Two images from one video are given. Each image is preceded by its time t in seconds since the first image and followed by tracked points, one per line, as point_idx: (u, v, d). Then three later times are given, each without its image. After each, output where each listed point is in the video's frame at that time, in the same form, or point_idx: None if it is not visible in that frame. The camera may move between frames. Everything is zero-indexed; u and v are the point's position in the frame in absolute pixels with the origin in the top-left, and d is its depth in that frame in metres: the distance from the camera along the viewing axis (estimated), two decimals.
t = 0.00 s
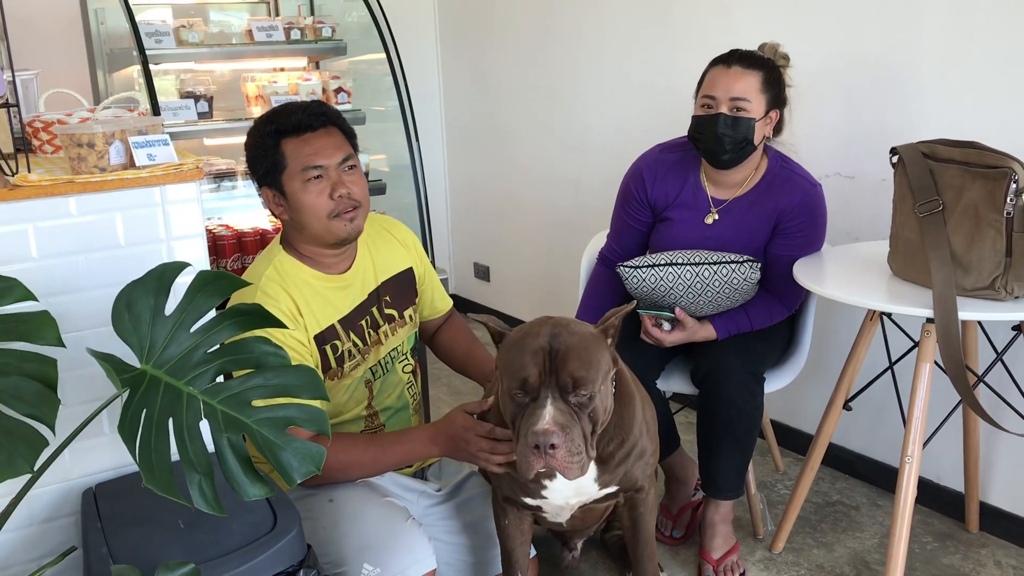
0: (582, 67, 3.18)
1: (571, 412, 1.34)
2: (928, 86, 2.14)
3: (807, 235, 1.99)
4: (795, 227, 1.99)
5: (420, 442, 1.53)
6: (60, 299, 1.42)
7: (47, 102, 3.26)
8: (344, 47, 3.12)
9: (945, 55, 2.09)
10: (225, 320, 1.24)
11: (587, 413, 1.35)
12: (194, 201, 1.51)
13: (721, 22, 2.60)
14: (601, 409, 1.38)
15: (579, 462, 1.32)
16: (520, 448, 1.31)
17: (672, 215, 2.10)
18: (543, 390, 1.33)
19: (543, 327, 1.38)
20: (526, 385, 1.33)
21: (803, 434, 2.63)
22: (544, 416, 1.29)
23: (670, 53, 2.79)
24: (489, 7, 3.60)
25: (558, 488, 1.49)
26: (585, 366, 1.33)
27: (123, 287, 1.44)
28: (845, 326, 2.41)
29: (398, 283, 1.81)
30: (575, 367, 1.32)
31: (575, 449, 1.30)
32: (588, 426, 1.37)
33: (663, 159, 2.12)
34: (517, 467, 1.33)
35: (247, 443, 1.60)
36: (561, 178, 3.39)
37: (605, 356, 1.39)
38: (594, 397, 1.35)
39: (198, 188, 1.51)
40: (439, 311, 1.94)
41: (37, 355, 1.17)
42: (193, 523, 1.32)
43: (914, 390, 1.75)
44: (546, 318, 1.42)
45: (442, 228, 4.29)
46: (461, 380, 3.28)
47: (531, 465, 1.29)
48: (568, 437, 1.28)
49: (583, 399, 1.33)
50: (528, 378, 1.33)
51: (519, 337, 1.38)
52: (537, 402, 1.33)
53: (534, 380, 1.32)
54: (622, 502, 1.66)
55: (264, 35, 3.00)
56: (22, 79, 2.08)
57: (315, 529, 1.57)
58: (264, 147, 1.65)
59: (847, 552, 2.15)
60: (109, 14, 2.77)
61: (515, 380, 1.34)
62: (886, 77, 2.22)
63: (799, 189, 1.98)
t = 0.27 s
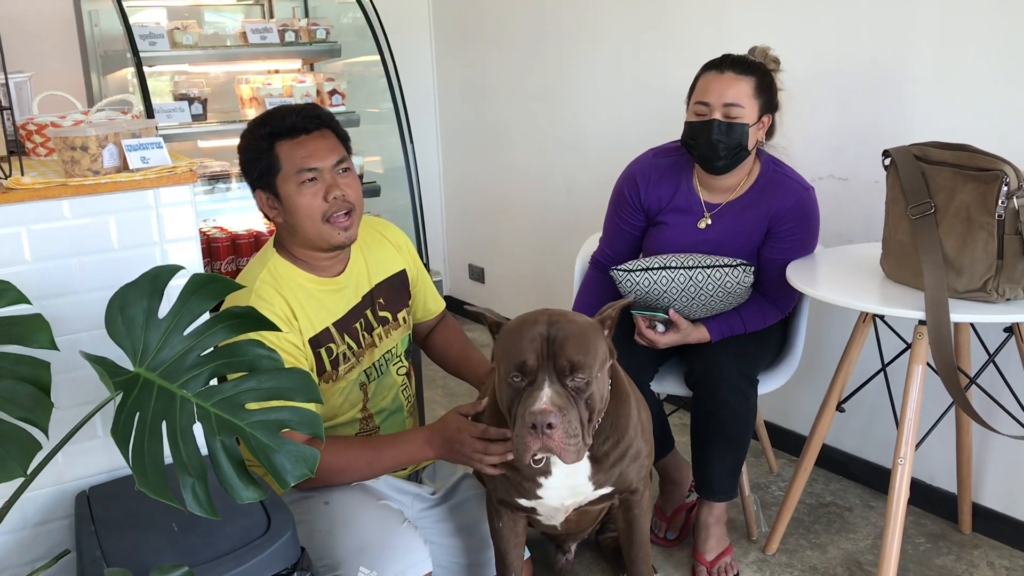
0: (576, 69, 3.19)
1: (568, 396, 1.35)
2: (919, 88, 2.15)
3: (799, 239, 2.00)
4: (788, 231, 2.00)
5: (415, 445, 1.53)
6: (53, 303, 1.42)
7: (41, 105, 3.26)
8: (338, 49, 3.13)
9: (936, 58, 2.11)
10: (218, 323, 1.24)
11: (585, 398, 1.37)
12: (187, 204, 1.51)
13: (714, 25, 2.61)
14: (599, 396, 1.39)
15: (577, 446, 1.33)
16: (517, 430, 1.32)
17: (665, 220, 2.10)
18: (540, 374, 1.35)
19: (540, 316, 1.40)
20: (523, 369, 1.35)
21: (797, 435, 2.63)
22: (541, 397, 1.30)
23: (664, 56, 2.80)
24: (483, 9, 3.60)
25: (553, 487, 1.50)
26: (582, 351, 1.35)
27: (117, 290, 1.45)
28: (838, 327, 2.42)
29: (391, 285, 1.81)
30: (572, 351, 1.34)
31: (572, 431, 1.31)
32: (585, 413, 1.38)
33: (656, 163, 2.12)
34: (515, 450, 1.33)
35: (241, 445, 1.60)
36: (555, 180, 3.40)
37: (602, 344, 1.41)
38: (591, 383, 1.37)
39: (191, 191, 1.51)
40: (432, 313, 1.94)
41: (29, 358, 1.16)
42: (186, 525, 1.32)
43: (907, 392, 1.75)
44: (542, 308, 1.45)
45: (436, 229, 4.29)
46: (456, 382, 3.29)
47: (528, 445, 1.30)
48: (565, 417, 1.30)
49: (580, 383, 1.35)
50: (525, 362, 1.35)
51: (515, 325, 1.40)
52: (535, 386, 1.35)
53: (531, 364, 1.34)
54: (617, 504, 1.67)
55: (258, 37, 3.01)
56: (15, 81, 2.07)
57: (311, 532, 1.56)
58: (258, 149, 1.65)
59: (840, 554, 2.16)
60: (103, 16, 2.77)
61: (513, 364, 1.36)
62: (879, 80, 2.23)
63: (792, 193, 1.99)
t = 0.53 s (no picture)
0: (571, 73, 3.19)
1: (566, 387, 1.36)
2: (913, 94, 2.16)
3: (794, 244, 2.01)
4: (783, 236, 2.01)
5: (411, 449, 1.53)
6: (48, 309, 1.42)
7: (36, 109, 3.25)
8: (333, 54, 3.13)
9: (930, 64, 2.12)
10: (214, 329, 1.24)
11: (583, 390, 1.37)
12: (183, 210, 1.51)
13: (709, 30, 2.62)
14: (597, 388, 1.40)
15: (575, 436, 1.34)
16: (516, 421, 1.34)
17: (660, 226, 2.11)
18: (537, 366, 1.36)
19: (537, 311, 1.42)
20: (519, 361, 1.36)
21: (792, 439, 2.64)
22: (538, 386, 1.31)
23: (659, 60, 2.81)
24: (479, 13, 3.61)
25: (550, 490, 1.50)
26: (579, 342, 1.36)
27: (112, 296, 1.44)
28: (832, 332, 2.43)
29: (385, 288, 1.81)
30: (568, 342, 1.36)
31: (569, 420, 1.32)
32: (584, 405, 1.38)
33: (651, 169, 2.13)
34: (514, 440, 1.35)
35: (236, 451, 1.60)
36: (551, 184, 3.40)
37: (600, 338, 1.42)
38: (589, 374, 1.38)
39: (187, 196, 1.51)
40: (425, 316, 1.95)
41: (23, 364, 1.16)
42: (181, 531, 1.32)
43: (901, 396, 1.76)
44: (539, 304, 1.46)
45: (432, 233, 4.29)
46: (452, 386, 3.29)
47: (527, 434, 1.31)
48: (562, 405, 1.31)
49: (577, 374, 1.36)
50: (522, 354, 1.36)
51: (513, 319, 1.42)
52: (532, 378, 1.36)
53: (527, 355, 1.35)
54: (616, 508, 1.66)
55: (254, 42, 2.99)
56: (10, 86, 2.07)
57: (305, 539, 1.56)
58: (265, 152, 1.63)
59: (836, 557, 2.16)
60: (99, 20, 2.77)
61: (510, 356, 1.37)
62: (873, 85, 2.24)
63: (786, 199, 2.00)
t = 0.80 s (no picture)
0: (570, 78, 3.20)
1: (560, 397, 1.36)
2: (910, 100, 2.17)
3: (792, 250, 2.01)
4: (781, 241, 2.01)
5: (409, 455, 1.54)
6: (47, 315, 1.42)
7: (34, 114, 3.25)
8: (332, 59, 3.14)
9: (927, 69, 2.12)
10: (212, 335, 1.24)
11: (577, 400, 1.37)
12: (181, 216, 1.51)
13: (707, 35, 2.62)
14: (593, 399, 1.39)
15: (567, 446, 1.33)
16: (507, 430, 1.34)
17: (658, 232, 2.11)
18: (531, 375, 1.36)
19: (534, 320, 1.42)
20: (513, 369, 1.36)
21: (791, 443, 2.64)
22: (530, 395, 1.31)
23: (657, 65, 2.81)
24: (477, 18, 3.62)
25: (551, 498, 1.50)
26: (573, 352, 1.36)
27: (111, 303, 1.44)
28: (831, 337, 2.43)
29: (380, 292, 1.82)
30: (563, 351, 1.35)
31: (561, 430, 1.31)
32: (579, 415, 1.38)
33: (648, 174, 2.13)
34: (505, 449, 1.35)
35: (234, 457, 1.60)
36: (549, 188, 3.40)
37: (596, 348, 1.41)
38: (583, 385, 1.37)
39: (185, 203, 1.51)
40: (421, 321, 1.95)
41: (22, 371, 1.16)
42: (180, 538, 1.32)
43: (899, 402, 1.76)
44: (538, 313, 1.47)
45: (431, 237, 4.29)
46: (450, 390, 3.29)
47: (516, 443, 1.31)
48: (554, 416, 1.30)
49: (571, 384, 1.36)
50: (517, 363, 1.36)
51: (509, 328, 1.42)
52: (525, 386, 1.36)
53: (521, 364, 1.36)
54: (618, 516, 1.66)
55: (253, 47, 3.01)
56: (9, 92, 2.07)
57: (304, 545, 1.57)
58: (275, 154, 1.62)
59: (834, 562, 2.16)
60: (98, 26, 2.78)
61: (504, 365, 1.38)
62: (870, 91, 2.25)
63: (784, 204, 2.01)
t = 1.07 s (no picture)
0: (569, 81, 3.20)
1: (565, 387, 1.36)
2: (909, 103, 2.17)
3: (791, 252, 2.02)
4: (780, 245, 2.02)
5: (410, 457, 1.54)
6: (47, 319, 1.42)
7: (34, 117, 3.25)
8: (331, 62, 3.14)
9: (926, 73, 2.13)
10: (212, 339, 1.24)
11: (582, 390, 1.37)
12: (181, 220, 1.51)
13: (707, 39, 2.63)
14: (600, 390, 1.39)
15: (570, 435, 1.32)
16: (510, 418, 1.34)
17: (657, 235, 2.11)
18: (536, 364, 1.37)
19: (542, 312, 1.43)
20: (518, 358, 1.37)
21: (790, 446, 2.64)
22: (533, 382, 1.32)
23: (657, 68, 2.82)
24: (477, 21, 3.62)
25: (560, 500, 1.49)
26: (580, 342, 1.36)
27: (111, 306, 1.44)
28: (830, 340, 2.43)
29: (378, 296, 1.81)
30: (568, 340, 1.36)
31: (564, 418, 1.31)
32: (585, 406, 1.37)
33: (648, 177, 2.13)
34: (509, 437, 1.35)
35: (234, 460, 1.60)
36: (549, 191, 3.41)
37: (605, 340, 1.41)
38: (590, 375, 1.37)
39: (185, 206, 1.51)
40: (421, 325, 1.93)
41: (22, 375, 1.16)
42: (179, 542, 1.31)
43: (898, 405, 1.76)
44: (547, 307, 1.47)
45: (430, 240, 4.29)
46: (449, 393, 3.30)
47: (519, 430, 1.31)
48: (556, 403, 1.30)
49: (576, 373, 1.36)
50: (522, 352, 1.37)
51: (516, 320, 1.43)
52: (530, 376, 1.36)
53: (526, 353, 1.36)
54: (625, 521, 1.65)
55: (253, 50, 3.01)
56: (9, 95, 2.07)
57: (301, 546, 1.57)
58: (290, 159, 1.62)
59: (834, 566, 2.16)
60: (98, 29, 2.78)
61: (510, 353, 1.38)
62: (869, 95, 2.25)
63: (783, 207, 2.01)
